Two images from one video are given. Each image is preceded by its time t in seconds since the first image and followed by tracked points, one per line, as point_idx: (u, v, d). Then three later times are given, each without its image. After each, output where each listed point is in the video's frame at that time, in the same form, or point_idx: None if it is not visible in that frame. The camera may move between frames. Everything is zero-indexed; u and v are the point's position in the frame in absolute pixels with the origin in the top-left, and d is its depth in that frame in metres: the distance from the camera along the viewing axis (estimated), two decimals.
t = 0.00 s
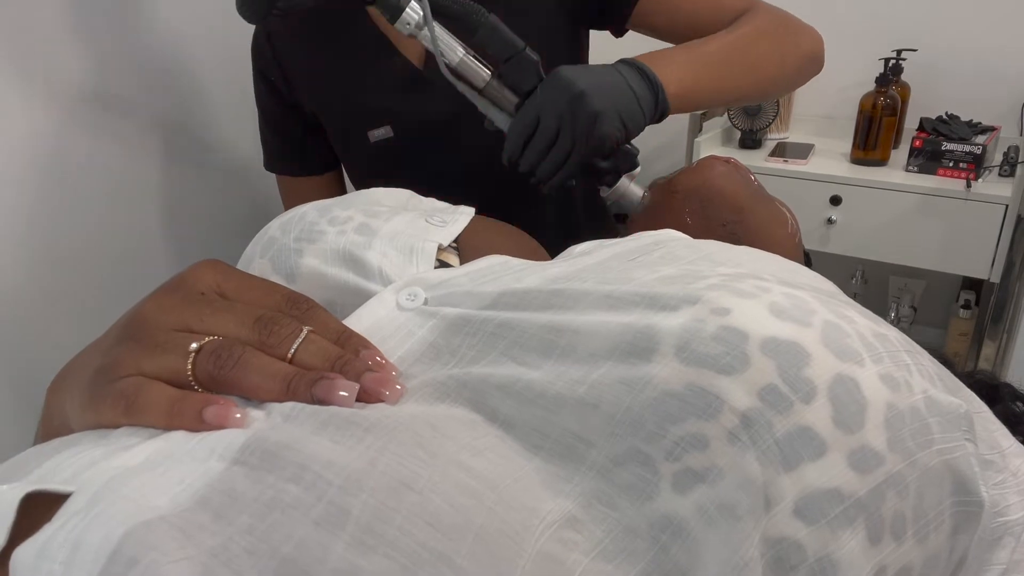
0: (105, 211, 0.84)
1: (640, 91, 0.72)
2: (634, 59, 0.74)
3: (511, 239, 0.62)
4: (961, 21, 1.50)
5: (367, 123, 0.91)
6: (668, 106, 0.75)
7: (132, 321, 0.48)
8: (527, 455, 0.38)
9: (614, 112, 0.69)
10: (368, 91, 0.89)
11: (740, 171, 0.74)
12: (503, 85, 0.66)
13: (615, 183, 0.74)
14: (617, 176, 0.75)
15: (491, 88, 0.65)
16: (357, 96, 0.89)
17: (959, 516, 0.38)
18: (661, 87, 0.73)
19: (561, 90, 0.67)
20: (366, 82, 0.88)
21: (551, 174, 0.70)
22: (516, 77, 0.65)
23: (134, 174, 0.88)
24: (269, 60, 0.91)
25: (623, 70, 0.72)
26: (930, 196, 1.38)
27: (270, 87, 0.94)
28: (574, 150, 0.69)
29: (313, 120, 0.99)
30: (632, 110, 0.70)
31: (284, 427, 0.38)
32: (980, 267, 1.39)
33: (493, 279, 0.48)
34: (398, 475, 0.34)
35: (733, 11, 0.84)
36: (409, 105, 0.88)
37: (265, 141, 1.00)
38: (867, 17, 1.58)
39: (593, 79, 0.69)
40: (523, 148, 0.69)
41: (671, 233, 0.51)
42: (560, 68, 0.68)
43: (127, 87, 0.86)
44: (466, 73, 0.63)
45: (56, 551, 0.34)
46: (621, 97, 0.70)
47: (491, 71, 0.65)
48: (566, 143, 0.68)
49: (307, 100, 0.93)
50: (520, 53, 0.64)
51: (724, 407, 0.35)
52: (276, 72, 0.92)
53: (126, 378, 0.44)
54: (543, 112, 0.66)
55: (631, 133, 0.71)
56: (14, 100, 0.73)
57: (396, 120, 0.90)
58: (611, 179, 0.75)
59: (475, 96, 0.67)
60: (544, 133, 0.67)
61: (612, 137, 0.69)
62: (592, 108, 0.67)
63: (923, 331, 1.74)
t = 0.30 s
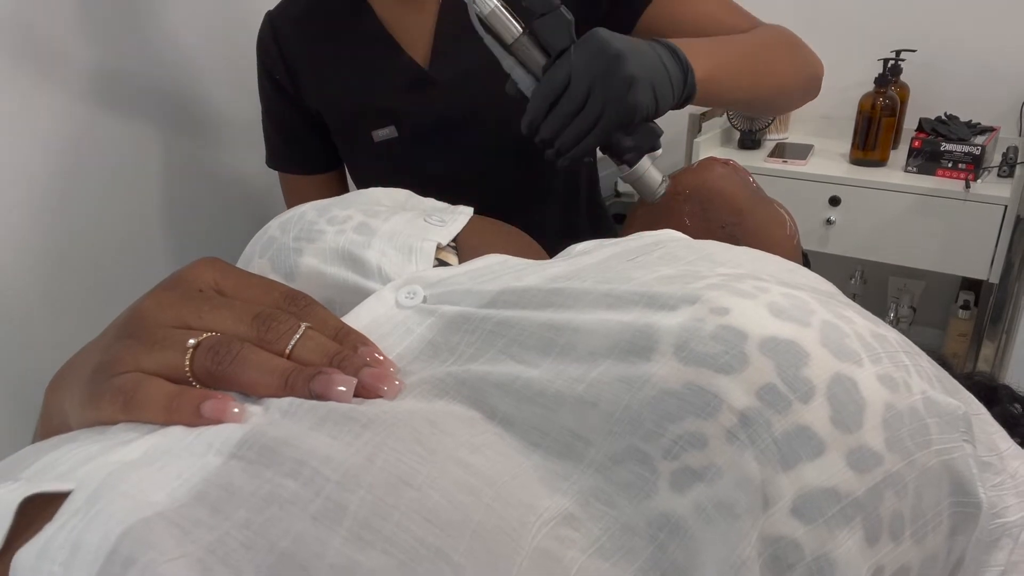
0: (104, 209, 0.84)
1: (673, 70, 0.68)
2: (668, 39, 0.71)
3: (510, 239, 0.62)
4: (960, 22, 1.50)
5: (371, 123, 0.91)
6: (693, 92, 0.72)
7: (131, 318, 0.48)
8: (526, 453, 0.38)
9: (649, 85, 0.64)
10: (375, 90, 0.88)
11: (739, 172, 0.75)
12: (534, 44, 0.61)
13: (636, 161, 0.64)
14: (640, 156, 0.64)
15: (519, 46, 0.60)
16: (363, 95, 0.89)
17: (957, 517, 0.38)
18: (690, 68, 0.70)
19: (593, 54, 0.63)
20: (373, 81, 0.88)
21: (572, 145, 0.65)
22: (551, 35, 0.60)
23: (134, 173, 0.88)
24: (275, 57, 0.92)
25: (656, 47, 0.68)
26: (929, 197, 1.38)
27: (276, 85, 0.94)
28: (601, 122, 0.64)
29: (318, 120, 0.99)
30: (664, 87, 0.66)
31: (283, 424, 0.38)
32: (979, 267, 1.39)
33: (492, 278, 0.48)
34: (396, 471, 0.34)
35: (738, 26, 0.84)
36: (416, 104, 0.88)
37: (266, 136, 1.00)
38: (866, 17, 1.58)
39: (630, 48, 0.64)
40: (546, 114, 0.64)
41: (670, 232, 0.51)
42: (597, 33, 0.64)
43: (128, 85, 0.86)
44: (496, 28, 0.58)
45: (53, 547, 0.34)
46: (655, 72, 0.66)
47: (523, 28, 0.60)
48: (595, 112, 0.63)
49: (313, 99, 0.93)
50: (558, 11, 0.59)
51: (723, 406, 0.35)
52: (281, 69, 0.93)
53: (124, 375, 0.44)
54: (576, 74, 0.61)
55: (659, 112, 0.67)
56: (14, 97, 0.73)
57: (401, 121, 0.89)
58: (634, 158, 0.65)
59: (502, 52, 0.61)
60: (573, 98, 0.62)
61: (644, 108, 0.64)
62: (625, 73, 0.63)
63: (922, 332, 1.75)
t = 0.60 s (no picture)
0: (106, 210, 0.84)
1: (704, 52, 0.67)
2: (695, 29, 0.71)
3: (510, 240, 0.62)
4: (960, 21, 1.50)
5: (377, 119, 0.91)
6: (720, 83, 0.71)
7: (130, 320, 0.48)
8: (525, 456, 0.38)
9: (684, 57, 0.63)
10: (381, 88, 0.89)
11: (740, 172, 0.74)
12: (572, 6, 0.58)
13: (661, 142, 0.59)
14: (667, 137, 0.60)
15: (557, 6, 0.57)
16: (372, 91, 0.89)
17: (957, 518, 0.38)
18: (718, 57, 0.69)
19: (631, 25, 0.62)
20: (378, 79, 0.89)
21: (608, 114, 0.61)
22: None
23: (135, 174, 0.88)
24: (281, 49, 0.92)
25: (687, 28, 0.68)
26: (929, 196, 1.38)
27: (282, 79, 0.94)
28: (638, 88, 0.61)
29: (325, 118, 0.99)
30: (698, 64, 0.65)
31: (282, 427, 0.38)
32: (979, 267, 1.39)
33: (492, 279, 0.48)
34: (396, 475, 0.34)
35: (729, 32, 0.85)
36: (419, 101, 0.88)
37: (271, 130, 0.99)
38: (866, 17, 1.58)
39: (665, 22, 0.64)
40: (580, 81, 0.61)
41: (670, 233, 0.51)
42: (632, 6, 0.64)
43: (130, 87, 0.86)
44: None
45: (53, 551, 0.34)
46: (689, 48, 0.65)
47: None
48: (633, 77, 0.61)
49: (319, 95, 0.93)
50: None
51: (722, 408, 0.35)
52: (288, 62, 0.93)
53: (123, 378, 0.44)
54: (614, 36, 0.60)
55: (693, 88, 0.65)
56: (14, 99, 0.73)
57: (407, 118, 0.89)
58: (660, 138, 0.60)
59: (537, 11, 0.58)
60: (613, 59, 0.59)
61: (680, 81, 0.63)
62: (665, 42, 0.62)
63: (922, 331, 1.74)
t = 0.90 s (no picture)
0: (108, 211, 0.84)
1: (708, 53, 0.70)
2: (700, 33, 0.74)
3: (510, 240, 0.62)
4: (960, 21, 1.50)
5: (387, 113, 0.90)
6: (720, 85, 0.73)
7: (132, 321, 0.48)
8: (525, 457, 0.38)
9: (687, 53, 0.66)
10: (393, 84, 0.89)
11: (739, 171, 0.74)
12: None
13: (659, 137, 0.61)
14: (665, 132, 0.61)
15: None
16: (383, 84, 0.89)
17: (957, 517, 0.38)
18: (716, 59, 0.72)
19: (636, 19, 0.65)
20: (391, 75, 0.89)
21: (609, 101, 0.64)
22: None
23: (138, 174, 0.88)
24: (292, 42, 0.92)
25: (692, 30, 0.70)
26: (929, 196, 1.38)
27: (292, 71, 0.94)
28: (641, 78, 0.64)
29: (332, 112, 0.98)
30: (701, 61, 0.68)
31: (283, 429, 0.38)
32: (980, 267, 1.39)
33: (492, 280, 0.48)
34: (397, 477, 0.34)
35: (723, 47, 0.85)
36: (430, 99, 0.88)
37: (277, 121, 0.98)
38: (866, 16, 1.58)
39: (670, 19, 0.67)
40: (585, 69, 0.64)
41: (670, 233, 0.51)
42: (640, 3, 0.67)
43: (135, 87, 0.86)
44: None
45: (54, 554, 0.34)
46: (693, 45, 0.67)
47: None
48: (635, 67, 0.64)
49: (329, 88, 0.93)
50: None
51: (723, 409, 0.35)
52: (298, 54, 0.93)
53: (125, 380, 0.44)
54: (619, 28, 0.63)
55: (695, 85, 0.68)
56: (16, 100, 0.73)
57: (417, 112, 0.89)
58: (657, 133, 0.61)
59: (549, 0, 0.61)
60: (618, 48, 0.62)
61: (682, 75, 0.65)
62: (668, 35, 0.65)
63: (923, 331, 1.74)
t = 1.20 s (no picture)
0: (110, 210, 0.84)
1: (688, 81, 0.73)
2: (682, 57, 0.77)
3: (512, 239, 0.62)
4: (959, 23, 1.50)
5: (390, 111, 0.90)
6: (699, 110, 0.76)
7: (133, 318, 0.48)
8: (527, 453, 0.38)
9: (665, 82, 0.69)
10: (396, 81, 0.89)
11: (738, 172, 0.74)
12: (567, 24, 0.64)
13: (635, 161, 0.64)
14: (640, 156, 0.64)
15: (552, 26, 0.62)
16: (385, 83, 0.89)
17: (958, 517, 0.38)
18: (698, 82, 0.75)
19: (620, 45, 0.68)
20: (394, 72, 0.89)
21: (588, 126, 0.67)
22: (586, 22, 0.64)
23: (140, 172, 0.87)
24: (295, 42, 0.92)
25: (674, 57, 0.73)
26: (929, 196, 1.38)
27: (295, 72, 0.95)
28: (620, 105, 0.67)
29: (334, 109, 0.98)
30: (679, 90, 0.71)
31: (284, 425, 0.38)
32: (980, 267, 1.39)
33: (494, 277, 0.48)
34: (398, 473, 0.34)
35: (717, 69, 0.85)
36: (431, 98, 0.88)
37: (278, 119, 0.98)
38: (867, 17, 1.58)
39: (653, 47, 0.70)
40: (567, 92, 0.67)
41: (672, 232, 0.51)
42: (626, 29, 0.69)
43: (137, 86, 0.85)
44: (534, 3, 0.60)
45: (54, 549, 0.33)
46: (672, 74, 0.71)
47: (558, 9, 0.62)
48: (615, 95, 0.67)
49: (331, 86, 0.93)
50: None
51: (725, 406, 0.35)
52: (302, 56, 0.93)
53: (125, 375, 0.44)
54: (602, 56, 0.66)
55: (671, 112, 0.71)
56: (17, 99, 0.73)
57: (419, 110, 0.89)
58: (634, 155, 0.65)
59: (534, 28, 0.63)
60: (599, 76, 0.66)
61: (659, 103, 0.69)
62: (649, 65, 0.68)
63: (922, 332, 1.74)
